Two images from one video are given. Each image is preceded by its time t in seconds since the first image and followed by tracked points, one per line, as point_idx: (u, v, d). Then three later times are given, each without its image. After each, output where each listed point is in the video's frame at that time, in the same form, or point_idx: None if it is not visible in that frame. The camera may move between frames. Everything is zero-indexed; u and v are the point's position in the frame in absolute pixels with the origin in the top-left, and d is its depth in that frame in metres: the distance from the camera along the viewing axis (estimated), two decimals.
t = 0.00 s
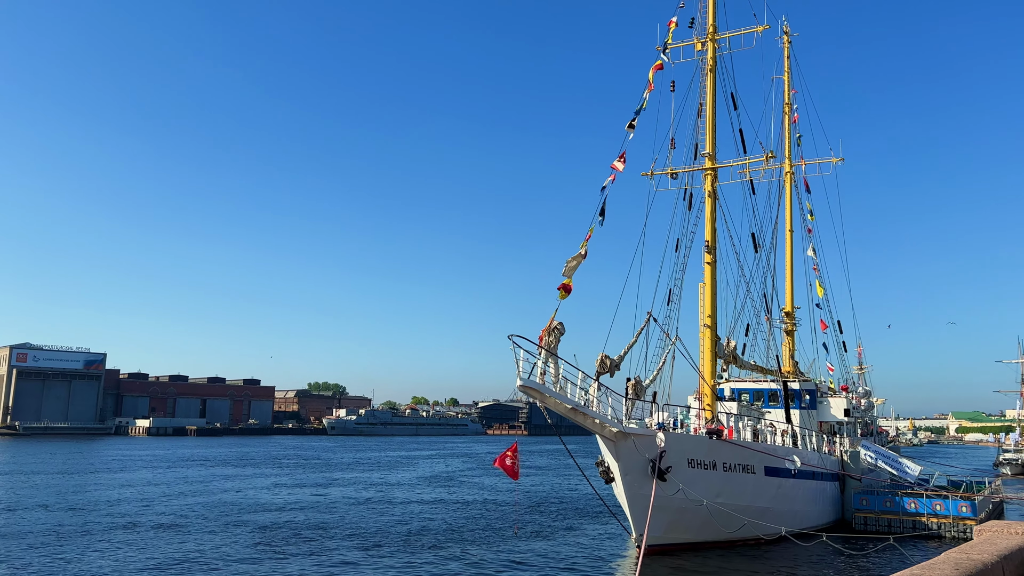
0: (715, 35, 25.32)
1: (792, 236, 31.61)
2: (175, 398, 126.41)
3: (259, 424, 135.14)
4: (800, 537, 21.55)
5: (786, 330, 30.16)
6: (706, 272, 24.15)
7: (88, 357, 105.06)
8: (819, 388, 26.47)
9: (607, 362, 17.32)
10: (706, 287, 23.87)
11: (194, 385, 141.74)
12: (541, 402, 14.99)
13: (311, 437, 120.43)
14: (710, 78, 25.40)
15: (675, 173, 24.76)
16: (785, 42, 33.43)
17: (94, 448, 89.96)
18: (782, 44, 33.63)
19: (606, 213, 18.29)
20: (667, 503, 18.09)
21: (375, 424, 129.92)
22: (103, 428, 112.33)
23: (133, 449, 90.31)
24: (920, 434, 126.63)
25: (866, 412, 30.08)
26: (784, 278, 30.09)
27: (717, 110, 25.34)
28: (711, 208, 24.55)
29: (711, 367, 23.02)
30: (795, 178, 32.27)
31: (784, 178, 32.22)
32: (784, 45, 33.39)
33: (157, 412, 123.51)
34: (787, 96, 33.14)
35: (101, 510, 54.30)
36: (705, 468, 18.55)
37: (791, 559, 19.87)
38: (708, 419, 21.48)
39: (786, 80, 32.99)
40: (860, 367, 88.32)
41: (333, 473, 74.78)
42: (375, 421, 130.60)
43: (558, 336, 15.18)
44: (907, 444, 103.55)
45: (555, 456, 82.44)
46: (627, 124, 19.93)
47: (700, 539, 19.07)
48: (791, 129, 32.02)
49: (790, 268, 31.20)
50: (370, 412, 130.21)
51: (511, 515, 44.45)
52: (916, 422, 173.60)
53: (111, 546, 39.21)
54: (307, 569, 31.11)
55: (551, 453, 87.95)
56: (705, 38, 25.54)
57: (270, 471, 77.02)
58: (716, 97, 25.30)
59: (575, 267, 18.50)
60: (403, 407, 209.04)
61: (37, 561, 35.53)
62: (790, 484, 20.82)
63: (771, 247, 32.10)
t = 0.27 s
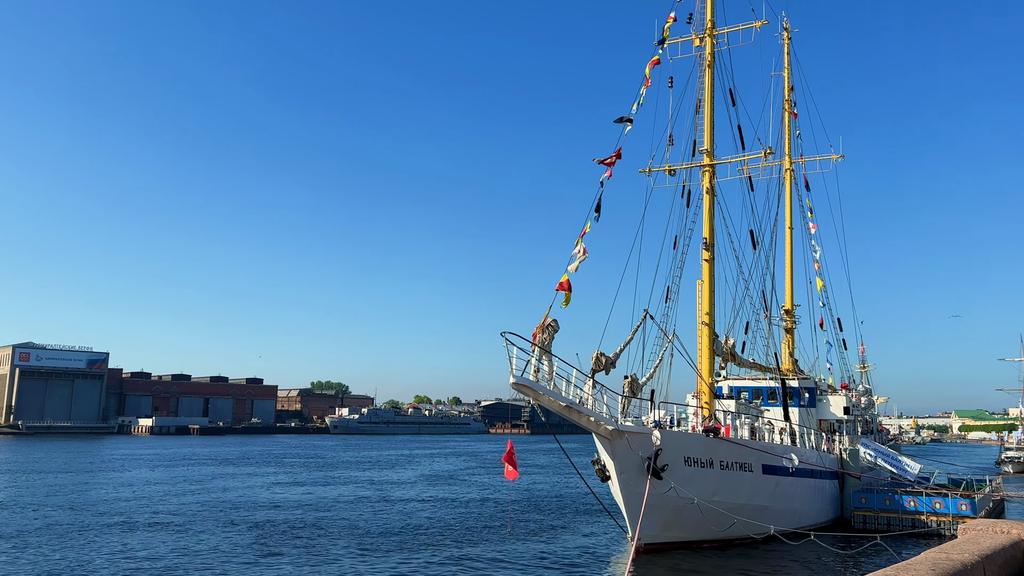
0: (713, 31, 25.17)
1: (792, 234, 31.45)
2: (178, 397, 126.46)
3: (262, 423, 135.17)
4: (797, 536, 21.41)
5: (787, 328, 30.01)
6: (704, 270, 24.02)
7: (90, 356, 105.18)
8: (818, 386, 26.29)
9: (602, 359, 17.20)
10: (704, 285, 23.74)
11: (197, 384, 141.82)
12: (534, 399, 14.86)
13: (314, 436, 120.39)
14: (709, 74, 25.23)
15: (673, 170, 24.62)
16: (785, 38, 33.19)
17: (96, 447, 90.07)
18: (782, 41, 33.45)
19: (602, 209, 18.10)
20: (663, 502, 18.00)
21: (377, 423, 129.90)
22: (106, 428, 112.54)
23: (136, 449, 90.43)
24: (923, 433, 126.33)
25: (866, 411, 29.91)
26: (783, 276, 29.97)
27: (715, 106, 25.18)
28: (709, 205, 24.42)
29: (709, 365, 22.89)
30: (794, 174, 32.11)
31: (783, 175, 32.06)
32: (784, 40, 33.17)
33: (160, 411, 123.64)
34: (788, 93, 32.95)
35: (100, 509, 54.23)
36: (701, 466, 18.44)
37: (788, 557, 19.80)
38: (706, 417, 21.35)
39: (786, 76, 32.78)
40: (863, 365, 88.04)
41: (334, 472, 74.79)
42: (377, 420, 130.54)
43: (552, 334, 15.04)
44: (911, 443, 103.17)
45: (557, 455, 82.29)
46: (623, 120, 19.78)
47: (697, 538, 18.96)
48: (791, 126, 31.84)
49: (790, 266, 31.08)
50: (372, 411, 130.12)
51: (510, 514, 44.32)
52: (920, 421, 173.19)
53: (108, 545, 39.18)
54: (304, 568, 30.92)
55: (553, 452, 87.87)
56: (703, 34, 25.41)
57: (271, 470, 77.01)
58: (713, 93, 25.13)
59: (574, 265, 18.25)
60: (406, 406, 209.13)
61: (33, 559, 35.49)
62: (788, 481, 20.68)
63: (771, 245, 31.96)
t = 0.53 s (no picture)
0: (713, 25, 24.96)
1: (794, 231, 31.23)
2: (182, 395, 126.61)
3: (266, 420, 135.36)
4: (797, 535, 21.23)
5: (788, 326, 29.82)
6: (703, 266, 23.83)
7: (94, 353, 105.37)
8: (820, 384, 26.08)
9: (599, 356, 17.03)
10: (704, 281, 23.56)
11: (200, 382, 141.92)
12: (529, 396, 14.72)
13: (317, 434, 120.51)
14: (709, 69, 25.01)
15: (673, 166, 24.44)
16: (787, 33, 32.94)
17: (100, 444, 90.22)
18: (784, 36, 33.21)
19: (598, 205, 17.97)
20: (661, 500, 17.83)
21: (380, 421, 129.94)
22: (109, 425, 112.73)
23: (138, 446, 90.54)
24: (927, 430, 126.06)
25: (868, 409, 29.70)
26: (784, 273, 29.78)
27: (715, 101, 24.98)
28: (709, 201, 24.23)
29: (708, 363, 22.71)
30: (796, 171, 31.88)
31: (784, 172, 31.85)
32: (786, 36, 32.91)
33: (164, 409, 123.80)
34: (789, 89, 32.70)
35: (101, 506, 54.19)
36: (699, 465, 18.27)
37: (787, 557, 19.63)
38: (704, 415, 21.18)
39: (788, 72, 32.53)
40: (866, 363, 87.79)
41: (335, 469, 74.71)
42: (380, 417, 130.60)
43: (547, 330, 14.88)
44: (914, 441, 103.00)
45: (559, 453, 82.19)
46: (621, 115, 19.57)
47: (695, 537, 18.79)
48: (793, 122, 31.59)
49: (791, 263, 30.88)
50: (376, 408, 130.18)
51: (510, 512, 44.11)
52: (924, 419, 172.70)
53: (107, 542, 39.09)
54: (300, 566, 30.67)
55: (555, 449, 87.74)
56: (703, 29, 25.21)
57: (273, 467, 76.96)
58: (713, 88, 24.93)
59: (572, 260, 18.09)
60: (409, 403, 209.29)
61: (31, 556, 35.42)
62: (787, 480, 20.50)
63: (773, 242, 31.77)
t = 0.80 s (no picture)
0: (714, 20, 24.73)
1: (797, 227, 30.98)
2: (188, 393, 126.90)
3: (272, 418, 135.64)
4: (798, 534, 21.05)
5: (790, 323, 29.61)
6: (705, 263, 23.63)
7: (100, 352, 105.69)
8: (823, 382, 25.84)
9: (597, 354, 16.93)
10: (705, 278, 23.38)
11: (207, 380, 142.23)
12: (526, 394, 14.66)
13: (322, 431, 120.65)
14: (710, 64, 24.78)
15: (674, 162, 24.25)
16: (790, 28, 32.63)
17: (106, 442, 90.46)
18: (788, 31, 32.90)
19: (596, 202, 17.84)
20: (660, 499, 17.70)
21: (386, 419, 130.05)
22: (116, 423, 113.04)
23: (144, 444, 90.75)
24: (934, 429, 125.62)
25: (872, 406, 29.40)
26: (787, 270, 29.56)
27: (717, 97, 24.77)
28: (710, 197, 24.03)
29: (709, 360, 22.54)
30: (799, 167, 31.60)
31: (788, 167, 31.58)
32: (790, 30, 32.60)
33: (170, 407, 124.11)
34: (793, 84, 32.39)
35: (105, 504, 54.23)
36: (699, 463, 18.13)
37: (787, 557, 19.46)
38: (704, 414, 21.05)
39: (791, 67, 32.24)
40: (873, 361, 87.33)
41: (339, 467, 74.68)
42: (386, 415, 130.74)
43: (543, 328, 14.79)
44: (921, 439, 102.48)
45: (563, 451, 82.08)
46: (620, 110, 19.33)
47: (695, 536, 18.64)
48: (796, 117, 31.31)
49: (795, 260, 30.66)
50: (381, 406, 130.25)
51: (512, 510, 43.91)
52: (931, 417, 172.02)
53: (109, 540, 39.09)
54: (297, 566, 30.32)
55: (560, 448, 87.60)
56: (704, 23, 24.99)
57: (277, 466, 76.97)
58: (715, 84, 24.71)
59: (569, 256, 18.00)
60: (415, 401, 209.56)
61: (33, 554, 35.43)
62: (788, 479, 20.32)
63: (776, 239, 31.54)
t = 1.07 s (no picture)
0: (718, 16, 24.57)
1: (803, 225, 30.73)
2: (197, 392, 127.41)
3: (280, 417, 136.10)
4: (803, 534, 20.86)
5: (796, 321, 29.38)
6: (708, 260, 23.47)
7: (110, 351, 106.30)
8: (829, 380, 25.60)
9: (597, 352, 16.84)
10: (708, 276, 23.20)
11: (216, 379, 142.78)
12: (524, 392, 14.56)
13: (331, 430, 120.94)
14: (713, 60, 24.62)
15: (677, 159, 24.11)
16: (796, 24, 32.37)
17: (115, 441, 90.89)
18: (793, 27, 32.65)
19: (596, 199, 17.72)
20: (661, 498, 17.57)
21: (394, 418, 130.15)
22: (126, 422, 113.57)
23: (153, 443, 91.13)
24: (945, 428, 124.70)
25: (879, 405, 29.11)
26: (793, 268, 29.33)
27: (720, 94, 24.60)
28: (714, 194, 23.86)
29: (713, 359, 22.38)
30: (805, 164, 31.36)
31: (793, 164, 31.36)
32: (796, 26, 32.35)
33: (179, 406, 124.59)
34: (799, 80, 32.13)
35: (112, 502, 54.42)
36: (701, 462, 18.00)
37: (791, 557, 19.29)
38: (707, 412, 20.92)
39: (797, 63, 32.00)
40: (882, 360, 86.84)
41: (346, 466, 74.70)
42: (394, 414, 130.84)
43: (542, 326, 14.68)
44: (931, 438, 102.02)
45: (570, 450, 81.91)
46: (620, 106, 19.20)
47: (697, 535, 18.48)
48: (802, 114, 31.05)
49: (801, 257, 30.43)
50: (389, 405, 130.49)
51: (517, 509, 43.72)
52: (942, 416, 170.72)
53: (114, 538, 39.18)
54: (297, 564, 30.21)
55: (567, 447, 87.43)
56: (708, 19, 24.83)
57: (284, 464, 77.09)
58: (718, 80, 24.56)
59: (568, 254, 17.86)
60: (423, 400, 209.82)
61: (38, 551, 35.56)
62: (792, 478, 20.14)
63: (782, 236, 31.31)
